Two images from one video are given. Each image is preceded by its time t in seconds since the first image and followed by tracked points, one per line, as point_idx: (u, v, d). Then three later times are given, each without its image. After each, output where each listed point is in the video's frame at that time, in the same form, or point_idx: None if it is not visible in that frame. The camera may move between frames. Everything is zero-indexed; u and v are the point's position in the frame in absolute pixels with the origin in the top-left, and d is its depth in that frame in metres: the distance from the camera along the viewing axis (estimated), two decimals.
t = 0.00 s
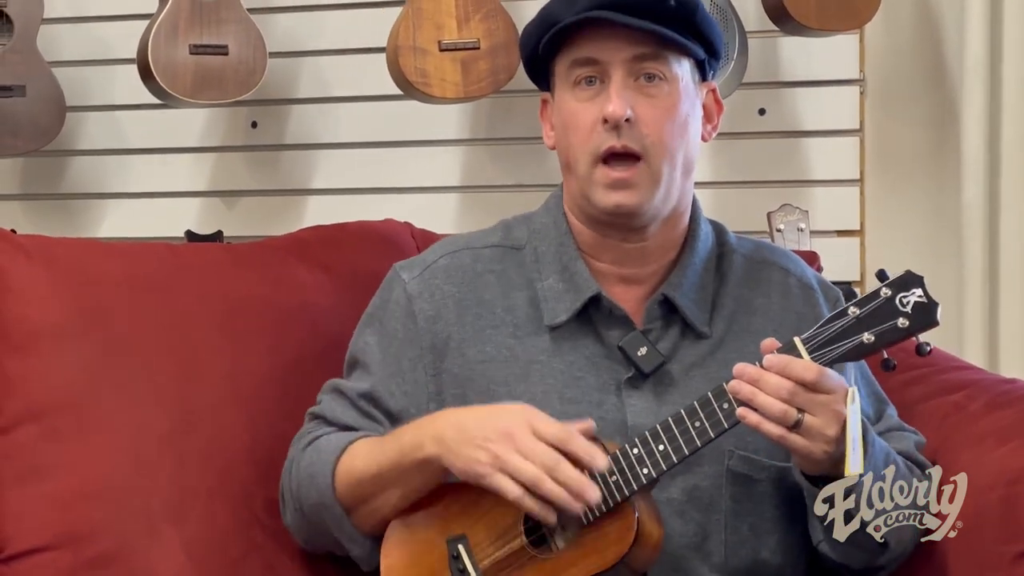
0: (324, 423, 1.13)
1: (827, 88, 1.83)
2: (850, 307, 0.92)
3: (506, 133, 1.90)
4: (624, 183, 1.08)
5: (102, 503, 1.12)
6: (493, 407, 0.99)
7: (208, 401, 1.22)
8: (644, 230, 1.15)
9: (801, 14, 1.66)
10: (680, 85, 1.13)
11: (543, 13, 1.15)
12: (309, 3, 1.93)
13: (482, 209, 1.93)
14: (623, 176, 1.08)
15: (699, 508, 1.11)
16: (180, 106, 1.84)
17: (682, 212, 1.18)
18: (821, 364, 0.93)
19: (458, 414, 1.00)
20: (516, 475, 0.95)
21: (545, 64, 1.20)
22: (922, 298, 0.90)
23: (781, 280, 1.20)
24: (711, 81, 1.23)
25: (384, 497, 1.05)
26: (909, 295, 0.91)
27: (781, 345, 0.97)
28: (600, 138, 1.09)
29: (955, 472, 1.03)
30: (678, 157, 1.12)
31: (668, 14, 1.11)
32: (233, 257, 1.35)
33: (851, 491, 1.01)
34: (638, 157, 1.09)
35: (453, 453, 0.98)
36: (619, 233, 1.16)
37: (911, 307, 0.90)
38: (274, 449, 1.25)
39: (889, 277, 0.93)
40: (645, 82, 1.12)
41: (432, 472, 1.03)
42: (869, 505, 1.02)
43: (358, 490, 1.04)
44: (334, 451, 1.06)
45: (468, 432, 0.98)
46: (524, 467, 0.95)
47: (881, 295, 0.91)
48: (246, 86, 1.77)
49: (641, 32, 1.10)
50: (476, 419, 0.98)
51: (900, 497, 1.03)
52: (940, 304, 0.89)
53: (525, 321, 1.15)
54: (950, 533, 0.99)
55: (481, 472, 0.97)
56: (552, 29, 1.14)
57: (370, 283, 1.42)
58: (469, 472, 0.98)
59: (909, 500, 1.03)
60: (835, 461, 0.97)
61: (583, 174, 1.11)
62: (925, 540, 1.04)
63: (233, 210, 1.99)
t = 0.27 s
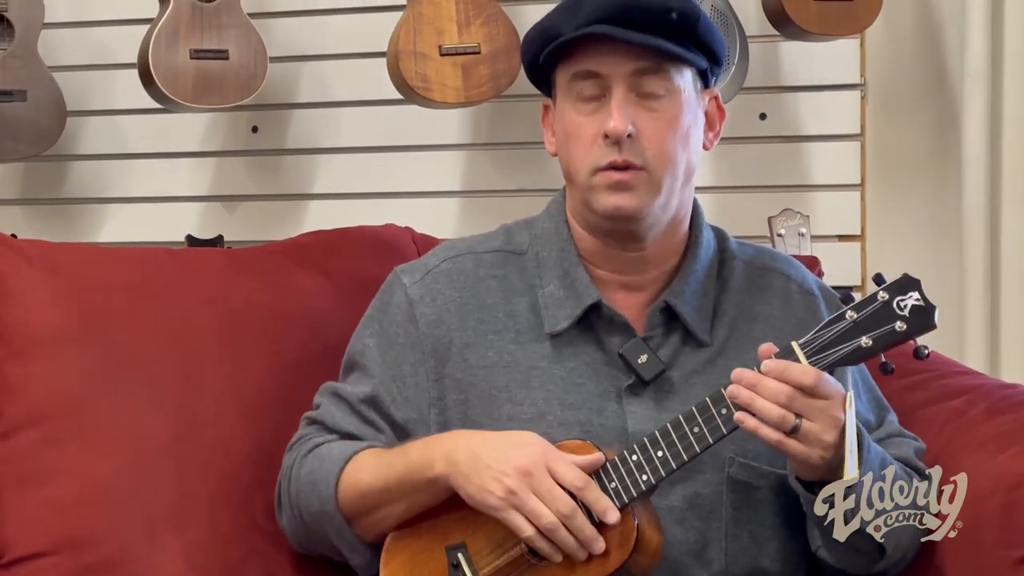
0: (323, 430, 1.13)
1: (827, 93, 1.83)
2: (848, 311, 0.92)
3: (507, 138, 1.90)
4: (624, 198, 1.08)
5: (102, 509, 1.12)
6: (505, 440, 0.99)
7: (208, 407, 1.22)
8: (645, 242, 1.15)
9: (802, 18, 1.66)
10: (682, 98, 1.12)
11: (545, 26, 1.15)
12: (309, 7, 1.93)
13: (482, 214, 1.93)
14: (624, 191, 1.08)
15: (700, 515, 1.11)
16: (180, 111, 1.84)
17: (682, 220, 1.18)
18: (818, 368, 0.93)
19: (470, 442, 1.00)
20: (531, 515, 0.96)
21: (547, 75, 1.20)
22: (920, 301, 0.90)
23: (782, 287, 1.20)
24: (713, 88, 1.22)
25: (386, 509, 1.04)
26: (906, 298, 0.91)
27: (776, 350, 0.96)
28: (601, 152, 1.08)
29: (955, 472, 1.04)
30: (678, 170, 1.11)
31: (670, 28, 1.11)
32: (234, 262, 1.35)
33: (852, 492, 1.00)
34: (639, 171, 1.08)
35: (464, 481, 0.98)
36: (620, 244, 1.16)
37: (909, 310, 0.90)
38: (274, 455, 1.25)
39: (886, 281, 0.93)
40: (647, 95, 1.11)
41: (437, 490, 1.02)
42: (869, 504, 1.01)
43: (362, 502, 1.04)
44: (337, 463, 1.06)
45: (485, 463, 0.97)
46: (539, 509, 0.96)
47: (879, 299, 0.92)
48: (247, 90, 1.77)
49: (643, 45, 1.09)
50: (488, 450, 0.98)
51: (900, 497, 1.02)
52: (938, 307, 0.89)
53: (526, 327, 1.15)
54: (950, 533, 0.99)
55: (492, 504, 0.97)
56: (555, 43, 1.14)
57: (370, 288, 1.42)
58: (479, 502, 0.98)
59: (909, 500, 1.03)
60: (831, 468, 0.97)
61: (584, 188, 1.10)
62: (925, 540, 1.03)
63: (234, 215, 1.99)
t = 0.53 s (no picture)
0: (323, 442, 1.13)
1: (827, 97, 1.83)
2: (849, 319, 0.92)
3: (508, 142, 1.90)
4: (643, 255, 1.10)
5: (102, 514, 1.12)
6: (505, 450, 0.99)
7: (209, 413, 1.22)
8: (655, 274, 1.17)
9: (802, 22, 1.66)
10: (697, 144, 1.11)
11: (557, 77, 1.11)
12: (310, 11, 1.93)
13: (483, 218, 1.93)
14: (643, 249, 1.09)
15: (700, 520, 1.11)
16: (181, 115, 1.84)
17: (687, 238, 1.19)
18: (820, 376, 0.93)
19: (472, 453, 0.99)
20: (533, 524, 0.96)
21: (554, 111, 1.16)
22: (921, 309, 0.90)
23: (782, 293, 1.20)
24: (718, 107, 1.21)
25: (386, 520, 1.04)
26: (908, 306, 0.91)
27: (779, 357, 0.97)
28: (620, 211, 1.09)
29: (955, 473, 1.04)
30: (691, 214, 1.12)
31: (689, 85, 1.08)
32: (235, 268, 1.35)
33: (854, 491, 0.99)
34: (657, 228, 1.09)
35: (467, 492, 0.98)
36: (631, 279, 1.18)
37: (910, 318, 0.90)
38: (275, 459, 1.25)
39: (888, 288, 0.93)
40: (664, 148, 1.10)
41: (438, 500, 1.02)
42: (869, 505, 1.01)
43: (362, 512, 1.04)
44: (337, 474, 1.06)
45: (487, 474, 0.97)
46: (542, 519, 0.96)
47: (880, 307, 0.92)
48: (248, 94, 1.77)
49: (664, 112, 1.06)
50: (490, 461, 0.98)
51: (900, 497, 1.02)
52: (939, 314, 0.89)
53: (525, 335, 1.16)
54: (950, 532, 0.99)
55: (495, 515, 0.97)
56: (570, 98, 1.10)
57: (370, 293, 1.42)
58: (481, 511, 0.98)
59: (909, 500, 1.03)
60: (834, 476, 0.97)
61: (601, 241, 1.11)
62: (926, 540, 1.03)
63: (235, 219, 1.99)
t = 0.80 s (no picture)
0: (322, 447, 1.12)
1: (827, 101, 1.83)
2: (851, 326, 0.92)
3: (508, 146, 1.90)
4: (643, 264, 1.10)
5: (103, 518, 1.12)
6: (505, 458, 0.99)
7: (210, 417, 1.22)
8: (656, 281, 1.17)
9: (803, 26, 1.66)
10: (698, 152, 1.11)
11: (559, 90, 1.11)
12: (310, 15, 1.93)
13: (484, 222, 1.93)
14: (643, 258, 1.09)
15: (700, 527, 1.11)
16: (182, 119, 1.84)
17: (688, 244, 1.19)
18: (821, 384, 0.93)
19: (471, 461, 0.99)
20: (532, 533, 0.96)
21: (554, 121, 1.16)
22: (923, 316, 0.90)
23: (782, 298, 1.19)
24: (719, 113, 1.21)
25: (385, 529, 1.04)
26: (910, 314, 0.91)
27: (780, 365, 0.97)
28: (620, 220, 1.09)
29: (956, 473, 1.04)
30: (692, 223, 1.12)
31: (690, 95, 1.08)
32: (236, 272, 1.35)
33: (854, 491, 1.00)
34: (657, 236, 1.09)
35: (467, 500, 0.98)
36: (631, 286, 1.18)
37: (912, 325, 0.90)
38: (275, 463, 1.25)
39: (890, 297, 0.94)
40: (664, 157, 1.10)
41: (437, 508, 1.01)
42: (869, 505, 1.01)
43: (362, 519, 1.03)
44: (336, 481, 1.05)
45: (485, 483, 0.97)
46: (542, 529, 0.96)
47: (882, 314, 0.92)
48: (248, 98, 1.77)
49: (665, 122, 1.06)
50: (490, 470, 0.98)
51: (900, 497, 1.02)
52: (941, 322, 0.89)
53: (525, 341, 1.16)
54: (950, 532, 0.99)
55: (495, 524, 0.97)
56: (571, 111, 1.10)
57: (371, 297, 1.42)
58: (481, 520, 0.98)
59: (909, 500, 1.03)
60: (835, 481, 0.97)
61: (601, 250, 1.11)
62: (926, 540, 1.03)
63: (235, 223, 1.99)
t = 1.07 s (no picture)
0: (322, 452, 1.12)
1: (828, 104, 1.83)
2: (851, 330, 0.92)
3: (509, 149, 1.90)
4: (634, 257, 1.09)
5: (103, 521, 1.12)
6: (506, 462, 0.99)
7: (211, 420, 1.22)
8: (652, 277, 1.17)
9: (804, 29, 1.66)
10: (693, 148, 1.11)
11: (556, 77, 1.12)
12: (310, 19, 1.93)
13: (485, 225, 1.93)
14: (634, 250, 1.09)
15: (701, 531, 1.11)
16: (183, 122, 1.84)
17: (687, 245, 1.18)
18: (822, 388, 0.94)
19: (472, 466, 0.99)
20: (533, 538, 0.96)
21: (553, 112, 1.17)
22: (925, 320, 0.89)
23: (783, 302, 1.20)
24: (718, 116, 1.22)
25: (386, 534, 1.04)
26: (912, 318, 0.90)
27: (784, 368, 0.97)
28: (612, 211, 1.08)
29: (956, 473, 1.04)
30: (686, 220, 1.12)
31: (685, 87, 1.09)
32: (237, 275, 1.35)
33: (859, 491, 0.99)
34: (649, 229, 1.09)
35: (469, 505, 0.98)
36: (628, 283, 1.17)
37: (913, 329, 0.89)
38: (277, 466, 1.24)
39: (893, 300, 0.93)
40: (659, 150, 1.10)
41: (438, 513, 1.02)
42: (869, 505, 1.01)
43: (362, 523, 1.03)
44: (337, 486, 1.05)
45: (486, 487, 0.97)
46: (543, 534, 0.96)
47: (883, 318, 0.91)
48: (249, 102, 1.77)
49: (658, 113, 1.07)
50: (491, 474, 0.98)
51: (900, 497, 1.02)
52: (941, 327, 0.88)
53: (526, 345, 1.16)
54: (950, 532, 0.99)
55: (497, 529, 0.97)
56: (566, 98, 1.11)
57: (373, 301, 1.42)
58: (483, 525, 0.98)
59: (909, 501, 1.03)
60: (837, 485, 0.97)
61: (592, 242, 1.11)
62: (926, 540, 1.02)
63: (236, 226, 1.99)
